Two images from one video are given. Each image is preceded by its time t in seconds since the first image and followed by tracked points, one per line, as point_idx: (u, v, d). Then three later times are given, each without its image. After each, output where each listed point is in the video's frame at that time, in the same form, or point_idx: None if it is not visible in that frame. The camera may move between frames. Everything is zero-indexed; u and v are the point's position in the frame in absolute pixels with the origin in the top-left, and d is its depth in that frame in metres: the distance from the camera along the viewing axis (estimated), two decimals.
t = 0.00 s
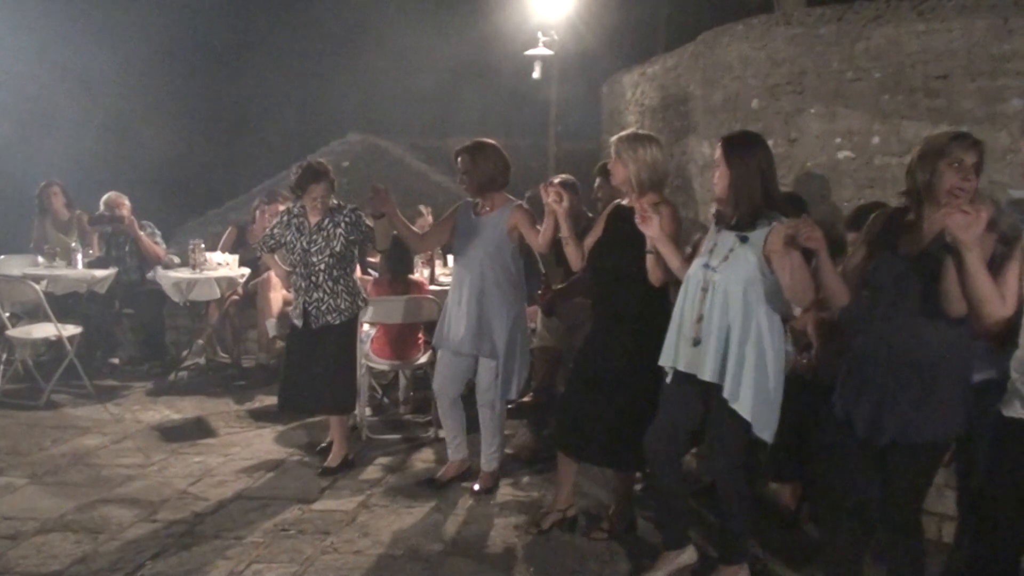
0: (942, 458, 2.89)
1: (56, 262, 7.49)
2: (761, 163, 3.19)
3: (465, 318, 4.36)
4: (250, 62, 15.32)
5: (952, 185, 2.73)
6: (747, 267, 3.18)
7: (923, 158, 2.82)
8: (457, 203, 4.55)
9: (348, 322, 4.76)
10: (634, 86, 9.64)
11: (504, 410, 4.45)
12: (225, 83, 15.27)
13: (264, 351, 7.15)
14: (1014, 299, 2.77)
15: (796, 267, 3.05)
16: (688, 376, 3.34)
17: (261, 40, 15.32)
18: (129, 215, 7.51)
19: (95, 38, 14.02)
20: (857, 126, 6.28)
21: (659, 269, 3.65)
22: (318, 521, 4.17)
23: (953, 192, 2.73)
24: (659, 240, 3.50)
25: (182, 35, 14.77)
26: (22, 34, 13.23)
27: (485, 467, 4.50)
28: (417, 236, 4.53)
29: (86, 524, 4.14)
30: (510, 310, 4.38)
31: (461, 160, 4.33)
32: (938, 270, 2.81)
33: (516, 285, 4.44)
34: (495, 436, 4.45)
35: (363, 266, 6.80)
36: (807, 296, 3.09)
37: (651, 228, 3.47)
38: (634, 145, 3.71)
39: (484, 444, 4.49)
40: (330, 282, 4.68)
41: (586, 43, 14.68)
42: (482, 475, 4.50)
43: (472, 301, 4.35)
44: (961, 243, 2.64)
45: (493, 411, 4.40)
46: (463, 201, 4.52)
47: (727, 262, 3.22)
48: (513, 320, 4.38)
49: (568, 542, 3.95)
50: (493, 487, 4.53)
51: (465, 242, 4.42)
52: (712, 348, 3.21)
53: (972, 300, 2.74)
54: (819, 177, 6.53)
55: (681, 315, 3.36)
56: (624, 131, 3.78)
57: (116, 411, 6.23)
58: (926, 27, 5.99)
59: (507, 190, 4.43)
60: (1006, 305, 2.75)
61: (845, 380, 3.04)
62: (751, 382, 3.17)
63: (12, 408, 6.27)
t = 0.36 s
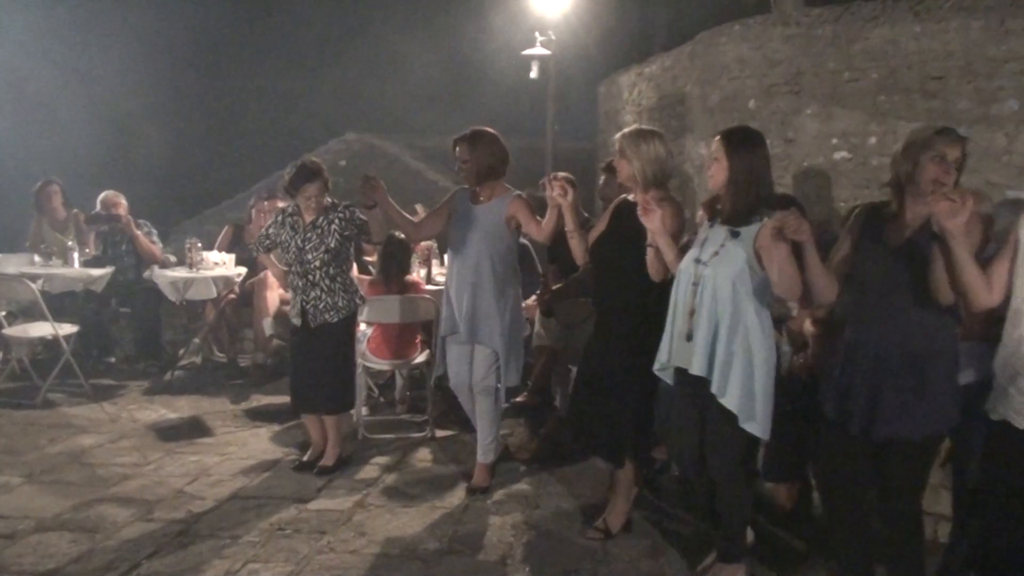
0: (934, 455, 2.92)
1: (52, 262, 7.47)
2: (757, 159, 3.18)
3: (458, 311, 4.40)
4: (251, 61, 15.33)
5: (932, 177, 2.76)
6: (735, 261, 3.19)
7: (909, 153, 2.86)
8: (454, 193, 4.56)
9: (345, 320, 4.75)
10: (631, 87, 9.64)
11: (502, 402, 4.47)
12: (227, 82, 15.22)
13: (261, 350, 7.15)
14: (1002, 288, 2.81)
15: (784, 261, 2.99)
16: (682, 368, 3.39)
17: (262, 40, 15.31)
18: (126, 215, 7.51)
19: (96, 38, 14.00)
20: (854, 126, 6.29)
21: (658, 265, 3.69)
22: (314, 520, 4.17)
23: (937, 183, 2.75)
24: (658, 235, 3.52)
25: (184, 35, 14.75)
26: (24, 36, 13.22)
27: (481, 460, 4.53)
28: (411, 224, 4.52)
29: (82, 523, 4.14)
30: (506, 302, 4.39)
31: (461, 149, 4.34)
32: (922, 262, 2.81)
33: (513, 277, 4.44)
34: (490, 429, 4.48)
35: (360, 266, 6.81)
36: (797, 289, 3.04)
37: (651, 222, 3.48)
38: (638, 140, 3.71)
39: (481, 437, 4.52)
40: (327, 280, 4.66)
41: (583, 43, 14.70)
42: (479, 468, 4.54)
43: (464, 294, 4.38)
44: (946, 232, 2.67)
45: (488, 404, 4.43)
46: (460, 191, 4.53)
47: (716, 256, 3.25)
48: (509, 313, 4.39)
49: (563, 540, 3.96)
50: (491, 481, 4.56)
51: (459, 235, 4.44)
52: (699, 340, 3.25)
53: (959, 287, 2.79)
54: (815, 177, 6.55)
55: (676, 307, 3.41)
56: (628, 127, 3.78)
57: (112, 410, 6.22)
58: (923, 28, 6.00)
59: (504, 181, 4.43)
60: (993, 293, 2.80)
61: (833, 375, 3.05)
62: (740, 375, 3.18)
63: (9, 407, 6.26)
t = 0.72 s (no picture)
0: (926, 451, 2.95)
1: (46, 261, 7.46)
2: (739, 164, 3.23)
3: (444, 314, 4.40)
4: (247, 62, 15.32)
5: (907, 179, 2.85)
6: (721, 270, 3.18)
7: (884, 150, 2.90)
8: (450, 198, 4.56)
9: (341, 324, 4.75)
10: (626, 86, 9.65)
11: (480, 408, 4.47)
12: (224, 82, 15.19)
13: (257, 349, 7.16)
14: (978, 283, 2.91)
15: (760, 270, 3.05)
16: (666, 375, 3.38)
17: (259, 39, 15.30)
18: (121, 214, 7.50)
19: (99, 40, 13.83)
20: (848, 124, 6.31)
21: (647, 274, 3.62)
22: (309, 518, 4.18)
23: (912, 185, 2.85)
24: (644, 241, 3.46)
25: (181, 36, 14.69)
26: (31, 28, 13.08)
27: (459, 462, 4.53)
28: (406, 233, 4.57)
29: (78, 523, 4.14)
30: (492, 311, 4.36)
31: (449, 155, 4.36)
32: (898, 260, 2.92)
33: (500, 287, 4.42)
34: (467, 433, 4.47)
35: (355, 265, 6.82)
36: (774, 296, 3.10)
37: (638, 227, 3.43)
38: (636, 145, 3.70)
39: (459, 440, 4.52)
40: (323, 285, 4.66)
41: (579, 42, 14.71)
42: (457, 470, 4.53)
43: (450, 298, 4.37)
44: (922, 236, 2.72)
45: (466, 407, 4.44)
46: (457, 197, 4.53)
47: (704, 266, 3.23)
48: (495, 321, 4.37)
49: (558, 537, 3.98)
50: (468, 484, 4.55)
51: (452, 241, 4.44)
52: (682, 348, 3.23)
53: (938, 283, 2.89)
54: (808, 175, 6.57)
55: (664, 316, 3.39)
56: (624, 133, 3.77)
57: (107, 409, 6.22)
58: (915, 26, 6.02)
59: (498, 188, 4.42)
60: (971, 291, 2.91)
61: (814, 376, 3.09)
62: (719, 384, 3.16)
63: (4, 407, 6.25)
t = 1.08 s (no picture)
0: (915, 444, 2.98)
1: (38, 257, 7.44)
2: (720, 155, 3.20)
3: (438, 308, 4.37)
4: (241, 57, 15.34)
5: (891, 171, 2.84)
6: (705, 259, 3.19)
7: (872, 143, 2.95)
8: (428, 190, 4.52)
9: (337, 307, 4.74)
10: (618, 80, 9.65)
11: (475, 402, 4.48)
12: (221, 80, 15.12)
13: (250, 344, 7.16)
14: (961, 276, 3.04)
15: (744, 263, 3.04)
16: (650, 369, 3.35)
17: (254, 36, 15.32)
18: (113, 209, 7.48)
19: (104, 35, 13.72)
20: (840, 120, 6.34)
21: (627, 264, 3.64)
22: (303, 513, 4.18)
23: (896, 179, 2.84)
24: (623, 232, 3.47)
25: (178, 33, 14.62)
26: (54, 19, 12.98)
27: (454, 458, 4.51)
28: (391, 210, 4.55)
29: (71, 518, 4.13)
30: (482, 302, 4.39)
31: (436, 141, 4.33)
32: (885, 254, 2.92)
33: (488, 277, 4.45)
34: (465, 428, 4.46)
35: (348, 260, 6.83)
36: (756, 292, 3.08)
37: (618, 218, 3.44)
38: (619, 139, 3.72)
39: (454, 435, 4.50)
40: (320, 268, 4.65)
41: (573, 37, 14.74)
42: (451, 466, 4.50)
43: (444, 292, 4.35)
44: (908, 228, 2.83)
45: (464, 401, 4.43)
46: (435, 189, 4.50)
47: (684, 255, 3.23)
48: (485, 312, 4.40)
49: (550, 531, 3.99)
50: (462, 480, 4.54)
51: (437, 233, 4.41)
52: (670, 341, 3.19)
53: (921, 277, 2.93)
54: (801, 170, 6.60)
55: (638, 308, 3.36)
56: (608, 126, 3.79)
57: (100, 405, 6.20)
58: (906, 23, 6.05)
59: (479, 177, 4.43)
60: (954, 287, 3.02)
61: (799, 368, 3.11)
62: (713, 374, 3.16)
63: None
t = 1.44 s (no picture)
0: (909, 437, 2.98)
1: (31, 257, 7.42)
2: (712, 146, 3.19)
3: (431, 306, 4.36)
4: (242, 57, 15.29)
5: (879, 162, 2.93)
6: (700, 246, 3.19)
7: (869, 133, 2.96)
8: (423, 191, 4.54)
9: (332, 312, 4.73)
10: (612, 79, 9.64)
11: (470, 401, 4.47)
12: (216, 78, 15.03)
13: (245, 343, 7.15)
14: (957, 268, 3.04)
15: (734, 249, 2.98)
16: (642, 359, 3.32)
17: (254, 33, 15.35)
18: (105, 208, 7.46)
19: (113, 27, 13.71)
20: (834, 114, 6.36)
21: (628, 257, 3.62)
22: (297, 512, 4.18)
23: (883, 166, 2.93)
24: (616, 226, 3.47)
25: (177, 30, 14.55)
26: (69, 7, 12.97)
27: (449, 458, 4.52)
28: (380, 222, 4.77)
29: (65, 518, 4.12)
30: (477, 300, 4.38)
31: (425, 145, 4.34)
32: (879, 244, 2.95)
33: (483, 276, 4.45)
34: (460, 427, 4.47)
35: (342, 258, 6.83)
36: (750, 283, 3.01)
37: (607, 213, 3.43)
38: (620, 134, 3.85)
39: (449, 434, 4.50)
40: (316, 272, 4.63)
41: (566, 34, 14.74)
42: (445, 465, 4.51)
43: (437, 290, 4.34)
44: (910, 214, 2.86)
45: (458, 401, 4.43)
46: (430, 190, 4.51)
47: (679, 242, 3.23)
48: (480, 310, 4.39)
49: (544, 528, 3.99)
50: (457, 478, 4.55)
51: (430, 232, 4.41)
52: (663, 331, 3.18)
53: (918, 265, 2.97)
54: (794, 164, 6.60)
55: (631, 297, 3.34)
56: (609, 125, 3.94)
57: (94, 405, 6.19)
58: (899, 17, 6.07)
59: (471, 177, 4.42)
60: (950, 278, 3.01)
61: (792, 362, 3.12)
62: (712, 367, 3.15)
63: None
